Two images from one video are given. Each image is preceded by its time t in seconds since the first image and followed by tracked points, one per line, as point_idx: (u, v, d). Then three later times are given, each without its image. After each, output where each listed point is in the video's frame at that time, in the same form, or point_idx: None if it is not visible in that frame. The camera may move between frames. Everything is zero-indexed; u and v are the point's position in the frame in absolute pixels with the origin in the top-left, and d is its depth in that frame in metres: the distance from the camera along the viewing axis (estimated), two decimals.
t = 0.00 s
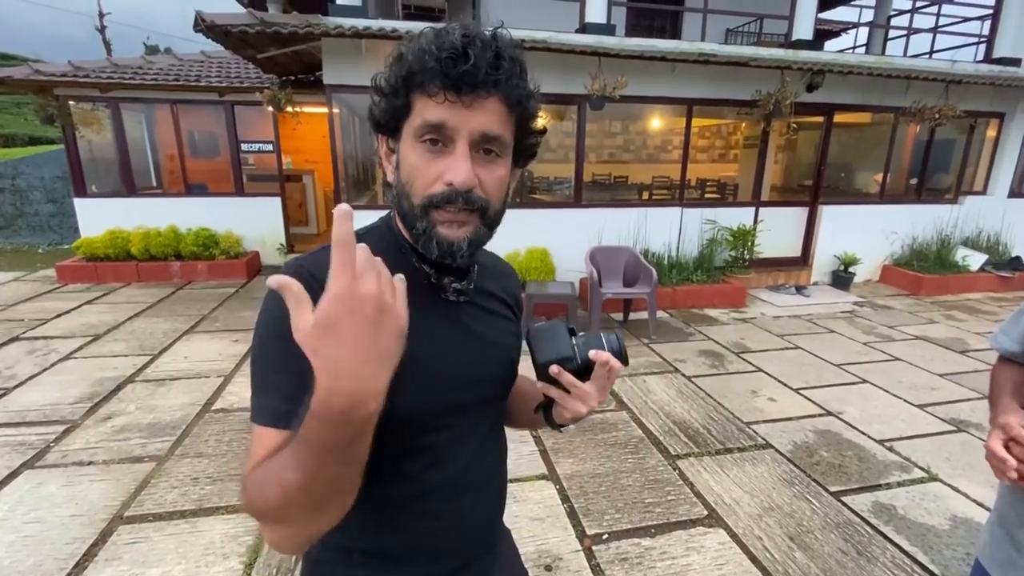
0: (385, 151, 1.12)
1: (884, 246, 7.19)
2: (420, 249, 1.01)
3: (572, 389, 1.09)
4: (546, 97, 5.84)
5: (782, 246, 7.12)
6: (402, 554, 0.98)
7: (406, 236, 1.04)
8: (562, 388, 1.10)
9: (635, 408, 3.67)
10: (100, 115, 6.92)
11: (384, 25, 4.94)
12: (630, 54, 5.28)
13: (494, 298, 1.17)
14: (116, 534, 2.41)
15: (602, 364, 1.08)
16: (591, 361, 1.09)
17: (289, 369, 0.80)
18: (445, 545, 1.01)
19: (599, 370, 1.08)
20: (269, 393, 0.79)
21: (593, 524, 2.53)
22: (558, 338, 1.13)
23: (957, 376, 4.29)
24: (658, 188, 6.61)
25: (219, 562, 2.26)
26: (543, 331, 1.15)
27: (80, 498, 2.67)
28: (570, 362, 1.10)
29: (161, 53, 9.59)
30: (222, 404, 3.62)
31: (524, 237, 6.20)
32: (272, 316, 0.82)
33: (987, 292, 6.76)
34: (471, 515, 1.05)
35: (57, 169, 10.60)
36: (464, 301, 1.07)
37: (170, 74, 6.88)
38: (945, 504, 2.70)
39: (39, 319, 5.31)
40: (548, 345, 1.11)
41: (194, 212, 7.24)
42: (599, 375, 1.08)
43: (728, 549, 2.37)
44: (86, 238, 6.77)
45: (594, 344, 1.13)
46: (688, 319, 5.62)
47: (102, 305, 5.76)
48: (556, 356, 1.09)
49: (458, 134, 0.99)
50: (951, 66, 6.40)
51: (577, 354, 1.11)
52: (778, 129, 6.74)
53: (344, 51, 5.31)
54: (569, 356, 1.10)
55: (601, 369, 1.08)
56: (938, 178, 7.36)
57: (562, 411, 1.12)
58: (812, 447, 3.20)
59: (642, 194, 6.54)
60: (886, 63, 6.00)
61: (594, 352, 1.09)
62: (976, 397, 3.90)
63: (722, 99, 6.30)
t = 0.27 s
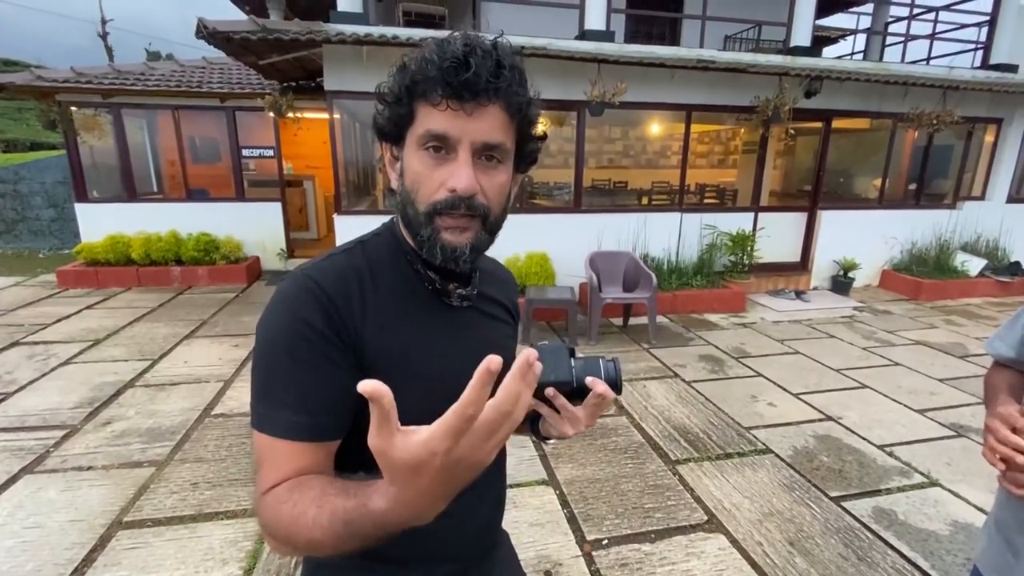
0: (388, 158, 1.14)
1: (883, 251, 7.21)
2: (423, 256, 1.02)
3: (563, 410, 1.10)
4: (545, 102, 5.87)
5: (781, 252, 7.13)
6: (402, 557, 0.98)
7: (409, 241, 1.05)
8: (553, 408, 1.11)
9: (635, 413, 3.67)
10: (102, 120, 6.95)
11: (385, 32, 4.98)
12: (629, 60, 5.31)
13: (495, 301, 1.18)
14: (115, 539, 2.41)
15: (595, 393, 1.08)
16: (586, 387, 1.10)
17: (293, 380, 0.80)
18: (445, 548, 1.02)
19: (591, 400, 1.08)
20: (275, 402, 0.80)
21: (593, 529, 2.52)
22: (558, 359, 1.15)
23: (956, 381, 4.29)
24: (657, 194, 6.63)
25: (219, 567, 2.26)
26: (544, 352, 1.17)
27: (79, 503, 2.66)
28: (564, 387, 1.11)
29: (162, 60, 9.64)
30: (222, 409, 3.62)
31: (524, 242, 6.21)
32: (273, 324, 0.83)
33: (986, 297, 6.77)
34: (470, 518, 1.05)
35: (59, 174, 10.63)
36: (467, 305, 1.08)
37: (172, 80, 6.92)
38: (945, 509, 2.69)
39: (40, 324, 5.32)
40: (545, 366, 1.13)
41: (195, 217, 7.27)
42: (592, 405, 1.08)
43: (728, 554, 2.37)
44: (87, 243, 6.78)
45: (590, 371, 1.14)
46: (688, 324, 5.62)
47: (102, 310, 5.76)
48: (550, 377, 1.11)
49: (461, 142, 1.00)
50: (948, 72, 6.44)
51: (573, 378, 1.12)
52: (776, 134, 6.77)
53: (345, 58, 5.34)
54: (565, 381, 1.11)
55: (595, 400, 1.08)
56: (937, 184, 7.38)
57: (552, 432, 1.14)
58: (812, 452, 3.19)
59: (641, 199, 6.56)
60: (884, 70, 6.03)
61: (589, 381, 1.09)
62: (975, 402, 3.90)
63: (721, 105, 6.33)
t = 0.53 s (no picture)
0: (387, 162, 1.14)
1: (882, 256, 7.22)
2: (422, 259, 1.03)
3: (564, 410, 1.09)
4: (545, 108, 5.90)
5: (780, 256, 7.15)
6: (404, 560, 0.98)
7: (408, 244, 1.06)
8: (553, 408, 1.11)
9: (635, 418, 3.67)
10: (104, 126, 6.98)
11: (386, 38, 5.02)
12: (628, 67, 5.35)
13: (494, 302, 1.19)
14: (114, 544, 2.40)
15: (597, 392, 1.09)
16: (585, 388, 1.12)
17: (295, 386, 0.81)
18: (447, 551, 1.02)
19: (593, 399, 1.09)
20: (276, 407, 0.80)
21: (593, 534, 2.52)
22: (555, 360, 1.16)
23: (956, 385, 4.29)
24: (656, 199, 6.65)
25: (218, 572, 2.25)
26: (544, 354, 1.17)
27: (79, 507, 2.66)
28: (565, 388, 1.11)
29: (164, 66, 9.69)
30: (222, 414, 3.62)
31: (523, 247, 6.22)
32: (276, 329, 0.83)
33: (985, 301, 6.78)
34: (471, 521, 1.05)
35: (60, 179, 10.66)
36: (466, 308, 1.09)
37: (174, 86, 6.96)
38: (946, 514, 2.69)
39: (40, 328, 5.32)
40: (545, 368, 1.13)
41: (196, 222, 7.29)
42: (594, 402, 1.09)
43: (729, 559, 2.36)
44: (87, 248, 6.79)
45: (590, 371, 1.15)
46: (688, 329, 5.63)
47: (103, 314, 5.77)
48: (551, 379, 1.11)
49: (460, 148, 1.01)
50: (946, 78, 6.48)
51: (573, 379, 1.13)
52: (775, 140, 6.80)
53: (346, 64, 5.37)
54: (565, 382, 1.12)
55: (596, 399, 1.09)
56: (935, 189, 7.40)
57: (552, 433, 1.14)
58: (812, 456, 3.19)
59: (641, 204, 6.58)
60: (881, 76, 6.07)
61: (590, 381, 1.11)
62: (975, 406, 3.90)
63: (720, 110, 6.36)
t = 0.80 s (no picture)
0: (385, 164, 1.15)
1: (882, 260, 7.23)
2: (416, 263, 1.04)
3: (567, 402, 1.11)
4: (544, 113, 5.93)
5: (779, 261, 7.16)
6: (402, 562, 0.99)
7: (403, 246, 1.07)
8: (557, 403, 1.12)
9: (634, 422, 3.67)
10: (105, 131, 7.01)
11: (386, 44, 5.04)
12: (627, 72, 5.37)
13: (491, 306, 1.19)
14: (112, 549, 2.40)
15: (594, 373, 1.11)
16: (580, 373, 1.12)
17: (290, 386, 0.81)
18: (444, 554, 1.02)
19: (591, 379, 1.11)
20: (269, 408, 0.80)
21: (593, 539, 2.51)
22: (546, 354, 1.11)
23: (957, 390, 4.29)
24: (656, 204, 6.66)
25: None
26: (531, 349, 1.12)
27: (78, 512, 2.65)
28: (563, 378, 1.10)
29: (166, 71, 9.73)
30: (222, 418, 3.62)
31: (523, 251, 6.23)
32: (271, 332, 0.84)
33: (984, 306, 6.79)
34: (470, 524, 1.06)
35: (61, 183, 10.69)
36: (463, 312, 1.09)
37: (175, 91, 6.99)
38: (946, 518, 2.69)
39: (40, 333, 5.32)
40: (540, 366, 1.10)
41: (197, 227, 7.30)
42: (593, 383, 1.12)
43: (729, 564, 2.36)
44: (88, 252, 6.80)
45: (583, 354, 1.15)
46: (688, 333, 5.63)
47: (103, 319, 5.77)
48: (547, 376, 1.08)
49: (456, 152, 1.02)
50: (943, 84, 6.51)
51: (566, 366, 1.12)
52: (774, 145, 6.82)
53: (346, 69, 5.40)
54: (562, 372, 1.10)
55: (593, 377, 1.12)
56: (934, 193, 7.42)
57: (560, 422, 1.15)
58: (812, 461, 3.19)
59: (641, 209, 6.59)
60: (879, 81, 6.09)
61: (584, 363, 1.11)
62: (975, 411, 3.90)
63: (719, 116, 6.38)
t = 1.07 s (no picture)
0: (392, 166, 1.16)
1: (881, 264, 7.24)
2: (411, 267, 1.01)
3: (559, 420, 1.11)
4: (544, 118, 5.95)
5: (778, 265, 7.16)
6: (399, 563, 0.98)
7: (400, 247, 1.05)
8: (549, 418, 1.12)
9: (634, 426, 3.67)
10: (106, 135, 7.02)
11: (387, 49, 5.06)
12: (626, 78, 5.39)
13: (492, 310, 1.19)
14: (111, 554, 2.39)
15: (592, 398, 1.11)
16: (579, 396, 1.12)
17: (278, 361, 0.81)
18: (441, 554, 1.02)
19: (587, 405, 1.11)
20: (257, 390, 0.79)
21: (593, 544, 2.50)
22: (549, 368, 1.15)
23: (957, 394, 4.29)
24: (656, 208, 6.68)
25: None
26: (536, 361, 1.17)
27: (76, 517, 2.65)
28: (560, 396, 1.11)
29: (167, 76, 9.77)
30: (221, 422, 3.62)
31: (523, 255, 6.24)
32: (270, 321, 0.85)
33: (984, 310, 6.80)
34: (467, 526, 1.05)
35: (62, 188, 10.71)
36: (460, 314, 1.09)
37: (176, 96, 7.01)
38: (947, 523, 2.68)
39: (39, 337, 5.32)
40: (539, 377, 1.13)
41: (197, 231, 7.32)
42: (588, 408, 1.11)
43: (729, 569, 2.35)
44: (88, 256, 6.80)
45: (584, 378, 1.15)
46: (687, 337, 5.63)
47: (102, 323, 5.77)
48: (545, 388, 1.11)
49: (464, 161, 1.02)
50: (941, 89, 6.54)
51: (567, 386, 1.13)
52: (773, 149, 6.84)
53: (347, 75, 5.42)
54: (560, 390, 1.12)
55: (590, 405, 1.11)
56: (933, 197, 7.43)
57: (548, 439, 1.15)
58: (812, 465, 3.19)
59: (640, 213, 6.60)
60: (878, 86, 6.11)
61: (584, 388, 1.12)
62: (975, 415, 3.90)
63: (717, 120, 6.41)
